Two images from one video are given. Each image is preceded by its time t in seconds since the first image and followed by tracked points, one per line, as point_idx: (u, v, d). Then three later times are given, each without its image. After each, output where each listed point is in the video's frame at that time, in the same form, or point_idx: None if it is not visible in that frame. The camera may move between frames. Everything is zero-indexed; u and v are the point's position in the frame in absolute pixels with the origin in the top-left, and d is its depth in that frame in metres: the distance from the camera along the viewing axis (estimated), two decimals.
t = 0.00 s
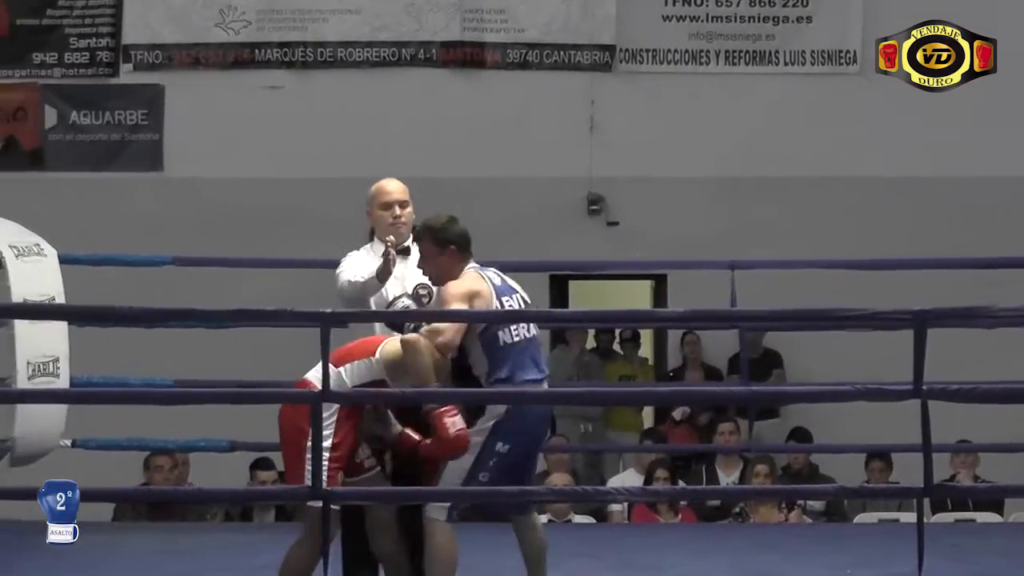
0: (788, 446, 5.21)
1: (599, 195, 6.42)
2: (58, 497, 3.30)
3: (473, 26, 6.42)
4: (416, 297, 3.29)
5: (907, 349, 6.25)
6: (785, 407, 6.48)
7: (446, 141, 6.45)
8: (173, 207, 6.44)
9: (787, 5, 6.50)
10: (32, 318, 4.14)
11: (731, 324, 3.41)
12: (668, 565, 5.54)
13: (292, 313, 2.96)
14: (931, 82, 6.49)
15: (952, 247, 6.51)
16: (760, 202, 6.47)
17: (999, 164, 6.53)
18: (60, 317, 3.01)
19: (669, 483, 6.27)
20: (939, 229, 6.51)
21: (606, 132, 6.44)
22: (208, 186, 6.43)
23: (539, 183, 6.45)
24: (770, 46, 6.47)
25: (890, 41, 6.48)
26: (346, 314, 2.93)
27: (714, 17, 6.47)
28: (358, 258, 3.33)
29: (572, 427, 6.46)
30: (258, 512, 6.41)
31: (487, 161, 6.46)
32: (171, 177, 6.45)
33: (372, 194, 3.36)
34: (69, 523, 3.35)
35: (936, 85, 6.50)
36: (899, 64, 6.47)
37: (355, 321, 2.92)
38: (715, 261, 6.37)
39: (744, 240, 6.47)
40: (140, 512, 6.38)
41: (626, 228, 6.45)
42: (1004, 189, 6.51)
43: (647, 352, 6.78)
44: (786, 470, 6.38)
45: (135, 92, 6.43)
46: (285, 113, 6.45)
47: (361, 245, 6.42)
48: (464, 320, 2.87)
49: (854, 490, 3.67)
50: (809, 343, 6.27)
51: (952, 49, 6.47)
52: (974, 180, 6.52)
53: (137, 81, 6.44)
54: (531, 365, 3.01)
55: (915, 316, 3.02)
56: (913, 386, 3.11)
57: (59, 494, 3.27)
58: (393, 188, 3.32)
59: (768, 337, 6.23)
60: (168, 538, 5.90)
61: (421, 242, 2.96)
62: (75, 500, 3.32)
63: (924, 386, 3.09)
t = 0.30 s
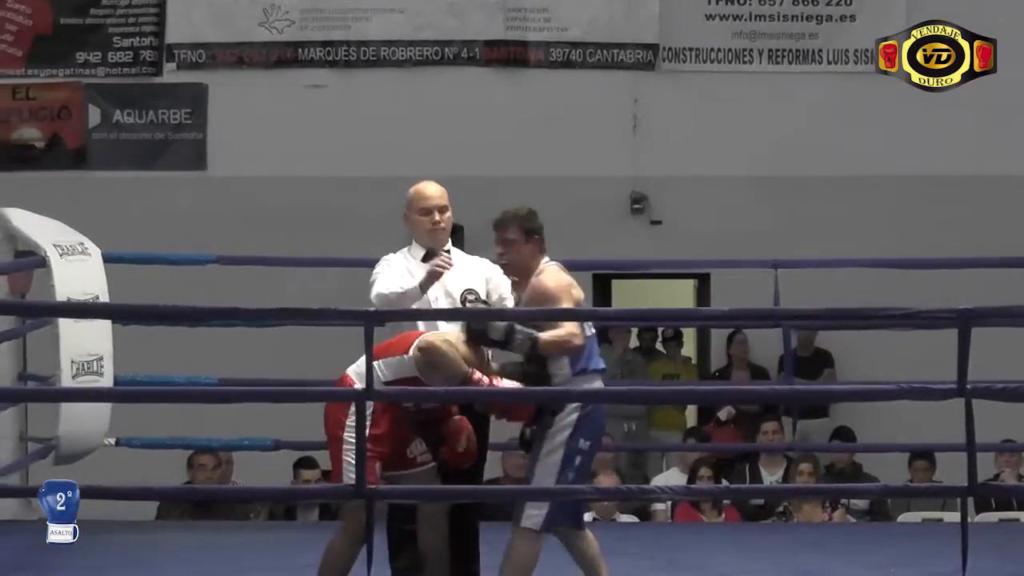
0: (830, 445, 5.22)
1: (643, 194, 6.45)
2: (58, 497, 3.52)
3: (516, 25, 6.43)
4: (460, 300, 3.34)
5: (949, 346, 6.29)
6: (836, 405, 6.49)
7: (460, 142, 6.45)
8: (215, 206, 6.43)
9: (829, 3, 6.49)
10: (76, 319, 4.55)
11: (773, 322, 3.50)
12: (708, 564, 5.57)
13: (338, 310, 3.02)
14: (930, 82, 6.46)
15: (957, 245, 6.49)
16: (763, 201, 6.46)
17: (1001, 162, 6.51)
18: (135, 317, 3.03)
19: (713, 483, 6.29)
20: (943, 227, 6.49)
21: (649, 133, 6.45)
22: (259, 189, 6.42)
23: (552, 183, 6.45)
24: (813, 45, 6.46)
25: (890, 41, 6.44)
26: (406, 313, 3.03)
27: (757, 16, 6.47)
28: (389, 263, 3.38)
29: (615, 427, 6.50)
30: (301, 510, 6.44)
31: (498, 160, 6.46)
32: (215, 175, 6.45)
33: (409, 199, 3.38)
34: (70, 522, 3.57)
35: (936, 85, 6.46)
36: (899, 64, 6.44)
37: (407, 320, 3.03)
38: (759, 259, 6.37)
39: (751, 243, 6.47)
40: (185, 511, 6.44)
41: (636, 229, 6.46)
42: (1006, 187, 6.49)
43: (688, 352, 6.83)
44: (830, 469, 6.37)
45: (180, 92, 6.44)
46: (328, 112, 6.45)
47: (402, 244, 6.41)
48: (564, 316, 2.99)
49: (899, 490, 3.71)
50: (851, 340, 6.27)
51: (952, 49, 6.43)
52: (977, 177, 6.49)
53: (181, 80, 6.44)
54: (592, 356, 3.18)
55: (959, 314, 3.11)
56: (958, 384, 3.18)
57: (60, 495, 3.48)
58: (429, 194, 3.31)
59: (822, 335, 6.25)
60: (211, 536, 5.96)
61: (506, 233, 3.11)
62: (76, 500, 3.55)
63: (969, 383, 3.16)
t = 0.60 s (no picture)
0: (874, 446, 5.23)
1: (687, 192, 6.44)
2: (58, 497, 3.53)
3: (561, 25, 6.43)
4: (505, 298, 3.38)
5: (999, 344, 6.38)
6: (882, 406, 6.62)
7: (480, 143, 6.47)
8: (260, 204, 6.43)
9: (874, 2, 6.51)
10: (122, 319, 4.62)
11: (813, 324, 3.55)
12: (751, 562, 5.61)
13: (384, 309, 2.96)
14: (931, 82, 6.45)
15: (956, 245, 6.48)
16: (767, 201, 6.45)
17: (1000, 161, 6.50)
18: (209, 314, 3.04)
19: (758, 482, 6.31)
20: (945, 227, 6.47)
21: (694, 132, 6.45)
22: (305, 188, 6.42)
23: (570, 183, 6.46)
24: (858, 44, 6.47)
25: (890, 41, 6.47)
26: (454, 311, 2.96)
27: (802, 14, 6.48)
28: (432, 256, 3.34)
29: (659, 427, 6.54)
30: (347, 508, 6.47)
31: (506, 159, 6.47)
32: (259, 175, 6.44)
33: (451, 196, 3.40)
34: (69, 523, 3.61)
35: (936, 85, 6.45)
36: (899, 64, 6.46)
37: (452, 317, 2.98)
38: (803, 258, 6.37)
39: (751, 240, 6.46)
40: (229, 510, 6.48)
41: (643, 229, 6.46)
42: (1004, 187, 6.48)
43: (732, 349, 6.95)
44: (876, 469, 6.39)
45: (224, 92, 6.45)
46: (373, 110, 6.46)
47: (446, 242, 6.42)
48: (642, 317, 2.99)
49: (943, 490, 3.66)
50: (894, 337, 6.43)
51: (952, 49, 6.43)
52: (973, 176, 6.48)
53: (226, 80, 6.45)
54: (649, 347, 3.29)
55: (1006, 312, 3.09)
56: (1004, 385, 3.17)
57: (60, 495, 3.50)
58: (475, 190, 3.35)
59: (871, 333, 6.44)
60: (256, 535, 6.01)
61: (582, 208, 3.20)
62: (74, 500, 3.56)
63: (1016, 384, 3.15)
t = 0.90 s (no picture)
0: (919, 446, 5.23)
1: (731, 192, 6.44)
2: (58, 497, 3.33)
3: (605, 24, 6.43)
4: (559, 299, 3.42)
5: None
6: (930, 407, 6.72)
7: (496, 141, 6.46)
8: (303, 203, 6.46)
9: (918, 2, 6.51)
10: (165, 320, 4.84)
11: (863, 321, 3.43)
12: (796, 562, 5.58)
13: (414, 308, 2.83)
14: (931, 82, 6.43)
15: (953, 246, 6.47)
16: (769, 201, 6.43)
17: (1009, 161, 6.48)
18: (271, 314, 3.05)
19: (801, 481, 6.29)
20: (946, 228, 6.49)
21: (736, 132, 6.45)
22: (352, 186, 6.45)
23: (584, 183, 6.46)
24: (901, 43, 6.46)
25: (890, 41, 6.46)
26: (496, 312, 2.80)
27: (846, 14, 6.48)
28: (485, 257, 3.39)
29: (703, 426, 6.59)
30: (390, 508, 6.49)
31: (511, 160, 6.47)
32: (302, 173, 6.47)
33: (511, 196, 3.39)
34: (70, 523, 3.35)
35: (936, 85, 6.43)
36: (899, 64, 6.43)
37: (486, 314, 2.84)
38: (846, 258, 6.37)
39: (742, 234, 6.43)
40: (273, 509, 6.48)
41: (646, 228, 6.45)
42: (1008, 187, 6.46)
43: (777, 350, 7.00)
44: (920, 469, 6.40)
45: (266, 92, 6.46)
46: (415, 110, 6.47)
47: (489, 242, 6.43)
48: (697, 317, 2.84)
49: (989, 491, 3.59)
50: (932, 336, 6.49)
51: (952, 49, 6.41)
52: (987, 176, 6.47)
53: (268, 79, 6.46)
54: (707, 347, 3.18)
55: None
56: None
57: (60, 495, 3.27)
58: (536, 193, 3.34)
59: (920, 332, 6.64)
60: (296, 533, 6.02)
61: (645, 201, 3.09)
62: (75, 500, 3.30)
63: None
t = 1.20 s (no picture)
0: (963, 446, 5.27)
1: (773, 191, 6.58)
2: (57, 497, 3.52)
3: (648, 24, 6.64)
4: (609, 300, 3.56)
5: None
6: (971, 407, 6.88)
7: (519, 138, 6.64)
8: (349, 202, 6.65)
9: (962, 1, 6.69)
10: (211, 320, 5.46)
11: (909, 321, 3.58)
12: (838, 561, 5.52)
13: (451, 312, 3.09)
14: (930, 82, 6.61)
15: (961, 244, 6.66)
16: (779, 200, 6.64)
17: None
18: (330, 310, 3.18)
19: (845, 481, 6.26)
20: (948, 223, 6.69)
21: (780, 131, 6.63)
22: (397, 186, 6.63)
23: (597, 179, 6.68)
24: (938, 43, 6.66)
25: (890, 41, 6.65)
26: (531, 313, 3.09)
27: (891, 13, 6.69)
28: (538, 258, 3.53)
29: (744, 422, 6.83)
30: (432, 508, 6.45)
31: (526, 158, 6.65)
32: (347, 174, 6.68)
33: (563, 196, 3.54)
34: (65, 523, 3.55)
35: (936, 85, 6.62)
36: (899, 64, 6.62)
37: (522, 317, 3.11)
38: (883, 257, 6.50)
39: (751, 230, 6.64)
40: (317, 508, 6.51)
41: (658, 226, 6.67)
42: None
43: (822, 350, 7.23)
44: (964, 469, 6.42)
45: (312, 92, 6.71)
46: (463, 108, 6.65)
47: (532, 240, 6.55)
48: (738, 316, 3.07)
49: None
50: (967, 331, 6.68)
51: (952, 49, 6.61)
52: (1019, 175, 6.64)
53: (312, 78, 6.71)
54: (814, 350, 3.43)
55: None
56: None
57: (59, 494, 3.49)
58: (584, 195, 3.49)
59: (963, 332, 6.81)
60: (337, 530, 6.01)
61: (765, 209, 3.34)
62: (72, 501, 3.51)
63: None
